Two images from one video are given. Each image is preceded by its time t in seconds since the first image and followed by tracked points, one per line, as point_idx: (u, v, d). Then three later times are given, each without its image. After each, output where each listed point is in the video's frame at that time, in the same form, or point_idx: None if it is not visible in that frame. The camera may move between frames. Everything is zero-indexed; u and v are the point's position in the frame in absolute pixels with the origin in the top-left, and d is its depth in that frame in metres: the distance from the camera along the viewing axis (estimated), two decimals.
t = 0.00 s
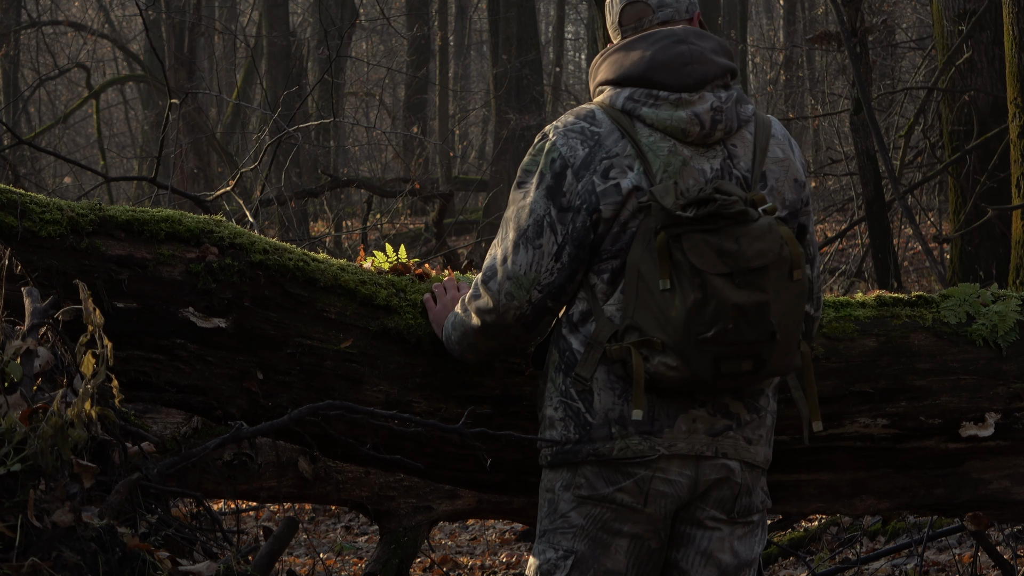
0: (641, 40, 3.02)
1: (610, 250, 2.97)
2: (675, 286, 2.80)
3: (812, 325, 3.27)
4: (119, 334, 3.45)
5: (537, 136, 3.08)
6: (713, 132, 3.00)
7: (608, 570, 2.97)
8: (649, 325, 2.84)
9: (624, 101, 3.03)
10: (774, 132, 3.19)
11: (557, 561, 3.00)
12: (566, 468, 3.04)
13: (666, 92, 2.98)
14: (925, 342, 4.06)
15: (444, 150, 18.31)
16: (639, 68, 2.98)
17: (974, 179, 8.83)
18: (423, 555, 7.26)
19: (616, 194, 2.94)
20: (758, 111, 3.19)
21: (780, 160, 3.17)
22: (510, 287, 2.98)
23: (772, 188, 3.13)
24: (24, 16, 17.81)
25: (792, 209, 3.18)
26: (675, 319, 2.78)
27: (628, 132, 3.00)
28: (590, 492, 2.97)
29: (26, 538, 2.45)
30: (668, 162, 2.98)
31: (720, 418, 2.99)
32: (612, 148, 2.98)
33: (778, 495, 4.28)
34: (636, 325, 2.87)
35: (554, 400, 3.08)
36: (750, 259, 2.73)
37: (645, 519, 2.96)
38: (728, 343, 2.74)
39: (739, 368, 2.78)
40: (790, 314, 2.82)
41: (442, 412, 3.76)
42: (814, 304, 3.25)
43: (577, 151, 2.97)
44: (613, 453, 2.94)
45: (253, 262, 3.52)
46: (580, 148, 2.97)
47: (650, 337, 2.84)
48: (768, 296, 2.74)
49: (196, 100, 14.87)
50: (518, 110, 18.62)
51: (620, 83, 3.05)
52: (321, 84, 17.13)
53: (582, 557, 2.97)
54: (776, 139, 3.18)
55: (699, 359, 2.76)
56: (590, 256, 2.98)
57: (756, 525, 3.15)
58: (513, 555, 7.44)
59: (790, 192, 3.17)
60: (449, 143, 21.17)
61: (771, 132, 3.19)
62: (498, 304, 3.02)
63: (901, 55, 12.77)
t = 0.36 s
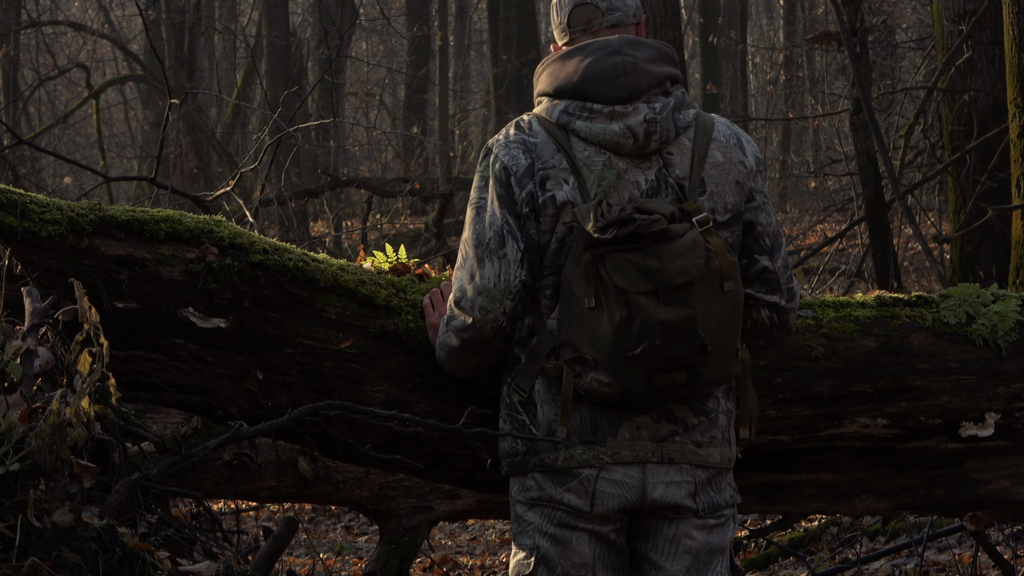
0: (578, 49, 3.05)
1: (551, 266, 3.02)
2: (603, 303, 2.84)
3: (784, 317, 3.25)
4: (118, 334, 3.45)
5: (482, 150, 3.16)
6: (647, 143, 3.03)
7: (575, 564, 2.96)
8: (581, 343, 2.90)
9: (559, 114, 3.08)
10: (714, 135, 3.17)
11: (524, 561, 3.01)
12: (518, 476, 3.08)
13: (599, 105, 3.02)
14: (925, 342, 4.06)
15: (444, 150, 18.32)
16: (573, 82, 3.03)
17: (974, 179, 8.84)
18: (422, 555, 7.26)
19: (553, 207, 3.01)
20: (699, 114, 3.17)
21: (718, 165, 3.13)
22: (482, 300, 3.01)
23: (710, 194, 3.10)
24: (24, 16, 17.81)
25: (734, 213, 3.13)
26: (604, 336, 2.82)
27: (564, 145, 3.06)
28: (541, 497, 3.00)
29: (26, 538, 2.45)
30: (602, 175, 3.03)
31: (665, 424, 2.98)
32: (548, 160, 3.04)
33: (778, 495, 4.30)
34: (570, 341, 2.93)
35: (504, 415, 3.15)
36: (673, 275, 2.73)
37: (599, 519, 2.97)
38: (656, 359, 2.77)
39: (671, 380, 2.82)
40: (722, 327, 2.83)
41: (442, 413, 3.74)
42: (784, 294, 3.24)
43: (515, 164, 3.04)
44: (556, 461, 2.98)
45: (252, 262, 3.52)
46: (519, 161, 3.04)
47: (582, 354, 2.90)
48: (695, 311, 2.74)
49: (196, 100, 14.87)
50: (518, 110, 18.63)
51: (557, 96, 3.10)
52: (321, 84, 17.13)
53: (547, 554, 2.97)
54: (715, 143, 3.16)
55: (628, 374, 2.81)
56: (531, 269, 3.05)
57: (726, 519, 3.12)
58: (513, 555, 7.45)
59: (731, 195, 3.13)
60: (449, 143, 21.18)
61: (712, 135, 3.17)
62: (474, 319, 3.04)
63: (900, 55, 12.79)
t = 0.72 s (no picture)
0: (554, 52, 3.08)
1: (539, 263, 3.02)
2: (597, 296, 2.86)
3: (780, 298, 3.23)
4: (118, 334, 3.45)
5: (462, 153, 3.13)
6: (629, 141, 3.09)
7: (567, 563, 2.95)
8: (574, 337, 2.91)
9: (539, 115, 3.10)
10: (690, 134, 3.26)
11: (516, 562, 2.98)
12: (508, 476, 3.05)
13: (580, 103, 3.06)
14: (925, 342, 4.06)
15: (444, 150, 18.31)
16: (552, 82, 3.05)
17: (974, 179, 8.84)
18: (422, 555, 7.27)
19: (541, 204, 3.02)
20: (673, 116, 3.28)
21: (696, 163, 3.23)
22: (476, 295, 2.93)
23: (690, 191, 3.19)
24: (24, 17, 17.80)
25: (714, 209, 3.23)
26: (598, 329, 2.84)
27: (547, 145, 3.08)
28: (532, 497, 2.98)
29: (26, 538, 2.45)
30: (586, 174, 3.07)
31: (654, 420, 3.01)
32: (533, 158, 3.06)
33: (778, 495, 4.30)
34: (562, 337, 2.94)
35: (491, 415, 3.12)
36: (666, 265, 2.78)
37: (591, 518, 2.96)
38: (651, 350, 2.78)
39: (665, 373, 2.82)
40: (712, 318, 2.86)
41: (442, 413, 3.73)
42: (775, 274, 3.24)
43: (502, 162, 3.04)
44: (548, 460, 2.96)
45: (253, 262, 3.52)
46: (505, 159, 3.04)
47: (575, 348, 2.91)
48: (687, 300, 2.78)
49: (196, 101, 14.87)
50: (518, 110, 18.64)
51: (535, 98, 3.12)
52: (321, 84, 17.13)
53: (539, 554, 2.95)
54: (691, 142, 3.25)
55: (624, 366, 2.82)
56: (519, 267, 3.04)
57: (711, 519, 3.14)
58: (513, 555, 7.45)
59: (710, 192, 3.22)
60: (449, 143, 21.17)
61: (688, 135, 3.27)
62: (469, 314, 2.96)
63: (901, 55, 12.79)
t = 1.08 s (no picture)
0: (551, 53, 3.09)
1: (540, 260, 3.02)
2: (596, 290, 2.86)
3: (781, 291, 3.21)
4: (118, 334, 3.44)
5: (462, 153, 3.14)
6: (627, 140, 3.09)
7: (568, 563, 2.94)
8: (574, 332, 2.91)
9: (537, 115, 3.10)
10: (687, 135, 3.27)
11: (518, 563, 2.97)
12: (509, 476, 3.05)
13: (578, 103, 3.07)
14: (925, 342, 4.06)
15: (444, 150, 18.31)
16: (549, 82, 3.06)
17: (974, 179, 8.84)
18: (422, 555, 7.27)
19: (540, 201, 3.03)
20: (670, 117, 3.28)
21: (693, 163, 3.23)
22: (480, 286, 2.93)
23: (689, 189, 3.19)
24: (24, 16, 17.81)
25: (713, 207, 3.22)
26: (599, 323, 2.83)
27: (545, 143, 3.08)
28: (534, 496, 2.98)
29: (26, 538, 2.45)
30: (585, 172, 3.07)
31: (654, 418, 3.01)
32: (532, 156, 3.06)
33: (778, 495, 4.29)
34: (563, 333, 2.93)
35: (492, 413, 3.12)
36: (666, 258, 2.78)
37: (593, 516, 2.95)
38: (651, 344, 2.78)
39: (665, 367, 2.82)
40: (711, 313, 2.86)
41: (442, 413, 3.73)
42: (776, 268, 3.21)
43: (502, 159, 3.04)
44: (550, 457, 2.96)
45: (252, 262, 3.52)
46: (505, 157, 3.05)
47: (575, 343, 2.90)
48: (687, 294, 2.77)
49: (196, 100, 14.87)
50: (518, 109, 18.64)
51: (533, 99, 3.13)
52: (321, 84, 17.13)
53: (540, 554, 2.94)
54: (688, 142, 3.26)
55: (624, 360, 2.81)
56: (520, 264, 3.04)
57: (713, 519, 3.13)
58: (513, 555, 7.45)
59: (708, 190, 3.22)
60: (449, 143, 21.17)
61: (685, 136, 3.27)
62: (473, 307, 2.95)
63: (900, 55, 12.80)
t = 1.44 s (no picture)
0: (566, 53, 3.10)
1: (551, 257, 3.02)
2: (608, 286, 2.86)
3: (789, 294, 3.22)
4: (118, 334, 3.44)
5: (475, 149, 3.14)
6: (640, 139, 3.10)
7: (574, 563, 2.94)
8: (585, 328, 2.90)
9: (550, 113, 3.10)
10: (698, 138, 3.28)
11: (523, 562, 2.97)
12: (516, 473, 3.05)
13: (592, 101, 3.07)
14: (924, 342, 4.06)
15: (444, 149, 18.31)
16: (564, 81, 3.06)
17: (974, 179, 8.83)
18: (422, 555, 7.27)
19: (552, 197, 3.03)
20: (682, 120, 3.29)
21: (704, 164, 3.24)
22: (491, 282, 2.91)
23: (700, 191, 3.21)
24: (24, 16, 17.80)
25: (723, 210, 3.23)
26: (610, 318, 2.83)
27: (558, 141, 3.08)
28: (542, 494, 2.97)
29: (26, 538, 2.45)
30: (598, 170, 3.07)
31: (663, 417, 3.01)
32: (545, 153, 3.06)
33: (778, 495, 4.29)
34: (574, 328, 2.93)
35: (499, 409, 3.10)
36: (679, 255, 2.78)
37: (600, 515, 2.95)
38: (662, 340, 2.78)
39: (675, 365, 2.83)
40: (723, 312, 2.87)
41: (442, 413, 3.72)
42: (784, 270, 3.22)
43: (515, 155, 3.05)
44: (558, 453, 2.95)
45: (252, 263, 3.53)
46: (518, 153, 3.05)
47: (585, 339, 2.90)
48: (700, 292, 2.78)
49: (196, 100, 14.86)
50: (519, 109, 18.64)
51: (546, 97, 3.13)
52: (321, 84, 17.13)
53: (547, 553, 2.94)
54: (700, 145, 3.27)
55: (635, 356, 2.81)
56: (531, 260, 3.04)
57: (718, 520, 3.14)
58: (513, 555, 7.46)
59: (718, 192, 3.23)
60: (449, 143, 21.17)
61: (697, 138, 3.28)
62: (482, 302, 2.94)
63: (900, 55, 12.80)
